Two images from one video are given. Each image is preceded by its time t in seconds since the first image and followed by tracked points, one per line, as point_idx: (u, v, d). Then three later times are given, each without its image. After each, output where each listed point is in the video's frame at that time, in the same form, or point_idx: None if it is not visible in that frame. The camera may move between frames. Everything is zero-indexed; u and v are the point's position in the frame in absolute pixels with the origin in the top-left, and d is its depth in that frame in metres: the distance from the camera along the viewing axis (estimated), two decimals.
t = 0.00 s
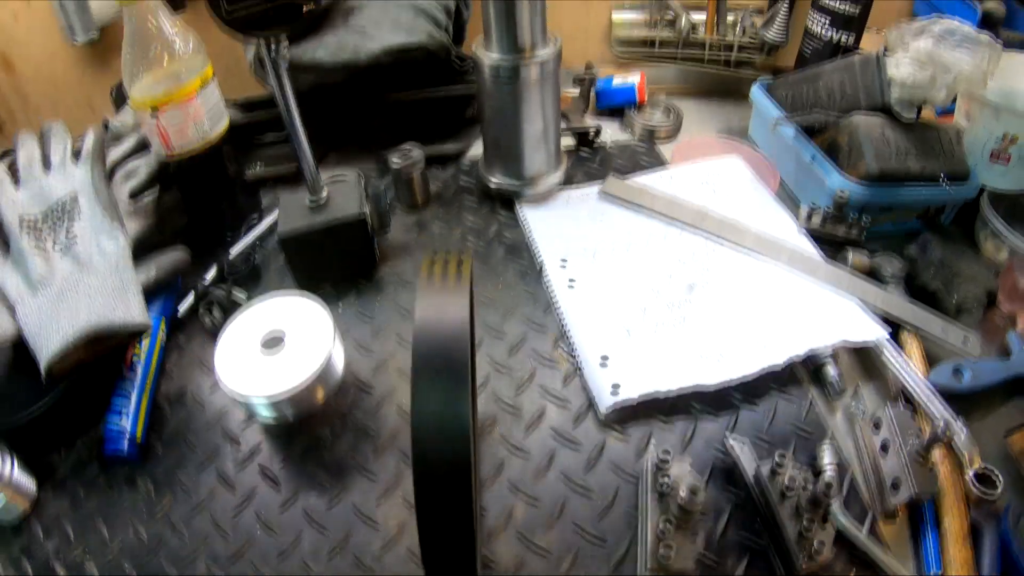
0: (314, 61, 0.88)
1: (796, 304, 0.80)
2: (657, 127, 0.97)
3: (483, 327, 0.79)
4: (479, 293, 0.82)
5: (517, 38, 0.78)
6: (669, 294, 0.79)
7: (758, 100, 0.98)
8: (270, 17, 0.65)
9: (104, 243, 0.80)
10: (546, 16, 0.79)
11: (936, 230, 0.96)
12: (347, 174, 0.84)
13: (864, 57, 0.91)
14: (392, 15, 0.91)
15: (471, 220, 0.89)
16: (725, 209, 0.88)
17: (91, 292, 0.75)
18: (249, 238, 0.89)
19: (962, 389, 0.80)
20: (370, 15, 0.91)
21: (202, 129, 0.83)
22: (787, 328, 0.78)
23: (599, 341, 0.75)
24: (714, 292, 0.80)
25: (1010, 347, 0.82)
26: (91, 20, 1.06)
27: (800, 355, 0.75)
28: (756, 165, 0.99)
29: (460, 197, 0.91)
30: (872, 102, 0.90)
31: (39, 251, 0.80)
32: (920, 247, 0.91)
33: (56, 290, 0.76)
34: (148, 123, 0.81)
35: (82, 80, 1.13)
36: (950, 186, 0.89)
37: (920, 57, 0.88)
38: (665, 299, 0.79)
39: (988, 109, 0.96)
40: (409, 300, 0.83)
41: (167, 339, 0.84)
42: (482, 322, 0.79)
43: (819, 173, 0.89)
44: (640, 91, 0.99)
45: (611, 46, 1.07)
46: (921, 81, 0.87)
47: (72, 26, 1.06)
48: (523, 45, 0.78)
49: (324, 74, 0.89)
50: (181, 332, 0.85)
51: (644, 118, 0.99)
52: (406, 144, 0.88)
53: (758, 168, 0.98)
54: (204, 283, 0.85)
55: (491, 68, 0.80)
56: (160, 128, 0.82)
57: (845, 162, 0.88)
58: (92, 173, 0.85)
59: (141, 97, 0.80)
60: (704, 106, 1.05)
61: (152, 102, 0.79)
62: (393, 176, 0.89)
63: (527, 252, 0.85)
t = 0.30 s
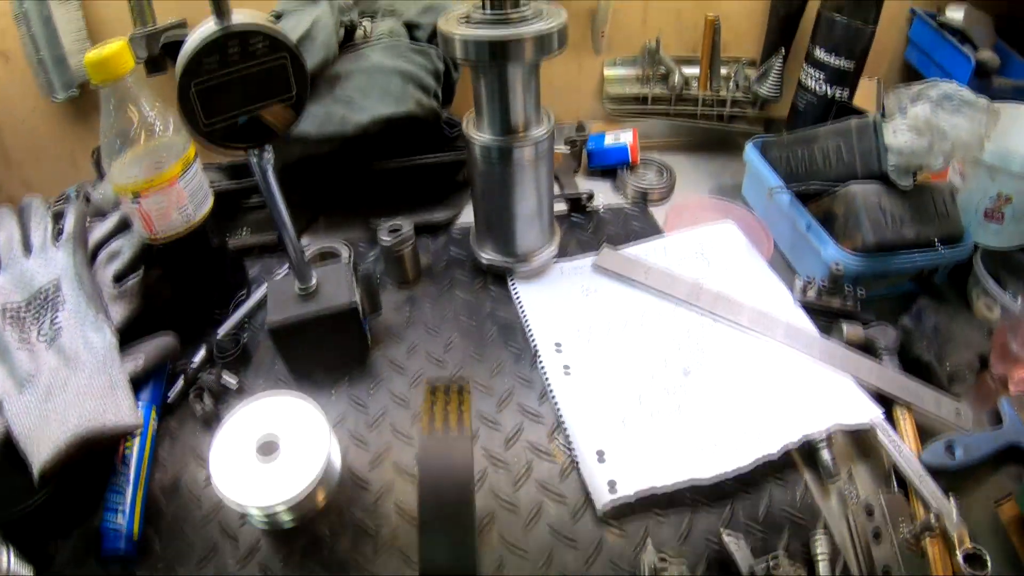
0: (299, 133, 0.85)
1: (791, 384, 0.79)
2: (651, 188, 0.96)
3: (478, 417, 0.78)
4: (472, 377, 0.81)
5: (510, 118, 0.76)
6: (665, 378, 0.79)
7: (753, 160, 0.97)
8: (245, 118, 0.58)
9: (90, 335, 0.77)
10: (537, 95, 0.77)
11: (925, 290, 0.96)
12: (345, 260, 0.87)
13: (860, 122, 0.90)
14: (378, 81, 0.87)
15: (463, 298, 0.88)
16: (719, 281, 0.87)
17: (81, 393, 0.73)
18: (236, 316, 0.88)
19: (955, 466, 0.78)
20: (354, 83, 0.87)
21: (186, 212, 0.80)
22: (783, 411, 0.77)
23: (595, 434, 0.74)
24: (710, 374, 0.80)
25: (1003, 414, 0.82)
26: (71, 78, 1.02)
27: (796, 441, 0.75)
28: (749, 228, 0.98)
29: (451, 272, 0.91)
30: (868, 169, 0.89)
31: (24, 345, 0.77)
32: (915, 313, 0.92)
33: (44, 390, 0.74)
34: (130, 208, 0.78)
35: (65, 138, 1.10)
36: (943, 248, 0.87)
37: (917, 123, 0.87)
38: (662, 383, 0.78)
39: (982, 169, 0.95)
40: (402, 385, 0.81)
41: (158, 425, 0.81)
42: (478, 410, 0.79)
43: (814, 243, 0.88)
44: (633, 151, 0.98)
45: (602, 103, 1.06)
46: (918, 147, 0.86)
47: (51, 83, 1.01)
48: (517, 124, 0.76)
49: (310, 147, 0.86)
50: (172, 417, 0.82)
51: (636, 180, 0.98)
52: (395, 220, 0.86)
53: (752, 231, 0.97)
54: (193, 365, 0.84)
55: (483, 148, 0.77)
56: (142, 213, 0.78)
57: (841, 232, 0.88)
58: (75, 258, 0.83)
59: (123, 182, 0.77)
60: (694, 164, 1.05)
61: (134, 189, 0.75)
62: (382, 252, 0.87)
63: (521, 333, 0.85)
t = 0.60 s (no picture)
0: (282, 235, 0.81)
1: (791, 490, 0.77)
2: (646, 273, 0.94)
3: (476, 537, 0.75)
4: (467, 490, 0.79)
5: (506, 233, 0.71)
6: (664, 490, 0.76)
7: (749, 240, 0.96)
8: (220, 295, 0.52)
9: (76, 464, 0.75)
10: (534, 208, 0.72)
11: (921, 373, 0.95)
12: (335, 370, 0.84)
13: (863, 209, 0.88)
14: (364, 176, 0.83)
15: (456, 401, 0.85)
16: (719, 381, 0.86)
17: (68, 528, 0.71)
18: (223, 422, 0.86)
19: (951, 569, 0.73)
20: (339, 179, 0.83)
21: (166, 331, 0.79)
22: (786, 522, 0.74)
23: (593, 555, 0.70)
24: (710, 484, 0.77)
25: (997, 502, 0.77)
26: (43, 155, 0.97)
27: (796, 555, 0.71)
28: (748, 313, 0.95)
29: (444, 371, 0.88)
30: (869, 259, 0.88)
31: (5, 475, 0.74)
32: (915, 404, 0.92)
33: (32, 524, 0.71)
34: (108, 329, 0.76)
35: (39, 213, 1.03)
36: (944, 334, 0.84)
37: (921, 214, 0.86)
38: (661, 497, 0.75)
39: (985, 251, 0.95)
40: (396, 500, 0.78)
41: (151, 541, 0.77)
42: (475, 529, 0.76)
43: (813, 335, 0.86)
44: (628, 231, 0.96)
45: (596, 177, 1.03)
46: (923, 240, 0.84)
47: (23, 159, 0.96)
48: (513, 239, 0.71)
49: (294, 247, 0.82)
50: (167, 533, 0.78)
51: (631, 262, 0.96)
52: (385, 324, 0.83)
53: (751, 317, 0.95)
54: (181, 478, 0.81)
55: (475, 261, 0.73)
56: (122, 334, 0.77)
57: (840, 327, 0.86)
58: (54, 377, 0.81)
59: (98, 302, 0.75)
60: (686, 241, 1.03)
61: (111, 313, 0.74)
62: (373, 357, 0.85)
63: (516, 439, 0.82)
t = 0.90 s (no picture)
0: (254, 294, 0.77)
1: (778, 558, 0.73)
2: (634, 323, 0.93)
3: None
4: (446, 559, 0.75)
5: (487, 303, 0.67)
6: (648, 561, 0.72)
7: (741, 289, 0.95)
8: (180, 403, 0.49)
9: (46, 536, 0.70)
10: (514, 276, 0.68)
11: (911, 426, 0.96)
12: (310, 434, 0.82)
13: (858, 263, 0.85)
14: (338, 231, 0.80)
15: (436, 463, 0.83)
16: (706, 442, 0.83)
17: None
18: (200, 480, 0.84)
19: None
20: (315, 234, 0.79)
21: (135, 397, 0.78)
22: None
23: None
24: (697, 553, 0.73)
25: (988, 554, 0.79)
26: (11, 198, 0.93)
27: None
28: (737, 362, 0.94)
29: (425, 428, 0.85)
30: (864, 315, 0.84)
31: None
32: (907, 461, 0.90)
33: None
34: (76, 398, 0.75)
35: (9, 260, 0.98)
36: (938, 387, 0.85)
37: (918, 270, 0.82)
38: (645, 569, 0.72)
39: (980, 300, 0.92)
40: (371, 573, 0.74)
41: None
42: None
43: (805, 393, 0.84)
44: (615, 279, 0.95)
45: (583, 219, 1.04)
46: (919, 297, 0.80)
47: None
48: (496, 309, 0.68)
49: (268, 305, 0.79)
50: None
51: (617, 312, 0.95)
52: (363, 387, 0.81)
53: (740, 367, 0.93)
54: (154, 541, 0.78)
55: (454, 329, 0.69)
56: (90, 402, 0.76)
57: (833, 386, 0.83)
58: (20, 443, 0.76)
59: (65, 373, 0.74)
60: (677, 283, 1.04)
61: (76, 381, 0.73)
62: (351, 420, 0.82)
63: (497, 501, 0.79)
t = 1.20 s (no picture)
0: (232, 325, 0.74)
1: None
2: (626, 352, 0.91)
3: None
4: None
5: (473, 341, 0.64)
6: None
7: (738, 316, 0.93)
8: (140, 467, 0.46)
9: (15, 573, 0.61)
10: (502, 313, 0.65)
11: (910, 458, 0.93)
12: (290, 469, 0.79)
13: (860, 294, 0.82)
14: (319, 260, 0.77)
15: (421, 500, 0.79)
16: (702, 479, 0.80)
17: None
18: (177, 515, 0.81)
19: None
20: (295, 262, 0.77)
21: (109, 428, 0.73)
22: None
23: None
24: None
25: None
26: None
27: None
28: (734, 394, 0.91)
29: (412, 463, 0.82)
30: (866, 348, 0.82)
31: None
32: (907, 497, 0.87)
33: None
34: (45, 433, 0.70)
35: None
36: (939, 420, 0.85)
37: (923, 301, 0.79)
38: None
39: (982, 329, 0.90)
40: None
41: None
42: None
43: (804, 429, 0.82)
44: (609, 307, 0.93)
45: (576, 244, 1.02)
46: (924, 330, 0.77)
47: None
48: (483, 348, 0.65)
49: (247, 336, 0.76)
50: None
51: (610, 341, 0.93)
52: (345, 421, 0.76)
53: (737, 399, 0.91)
54: None
55: (438, 368, 0.66)
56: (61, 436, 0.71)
57: (833, 421, 0.81)
58: None
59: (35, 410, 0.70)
60: (671, 307, 1.02)
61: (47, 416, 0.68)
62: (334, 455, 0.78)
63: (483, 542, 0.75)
